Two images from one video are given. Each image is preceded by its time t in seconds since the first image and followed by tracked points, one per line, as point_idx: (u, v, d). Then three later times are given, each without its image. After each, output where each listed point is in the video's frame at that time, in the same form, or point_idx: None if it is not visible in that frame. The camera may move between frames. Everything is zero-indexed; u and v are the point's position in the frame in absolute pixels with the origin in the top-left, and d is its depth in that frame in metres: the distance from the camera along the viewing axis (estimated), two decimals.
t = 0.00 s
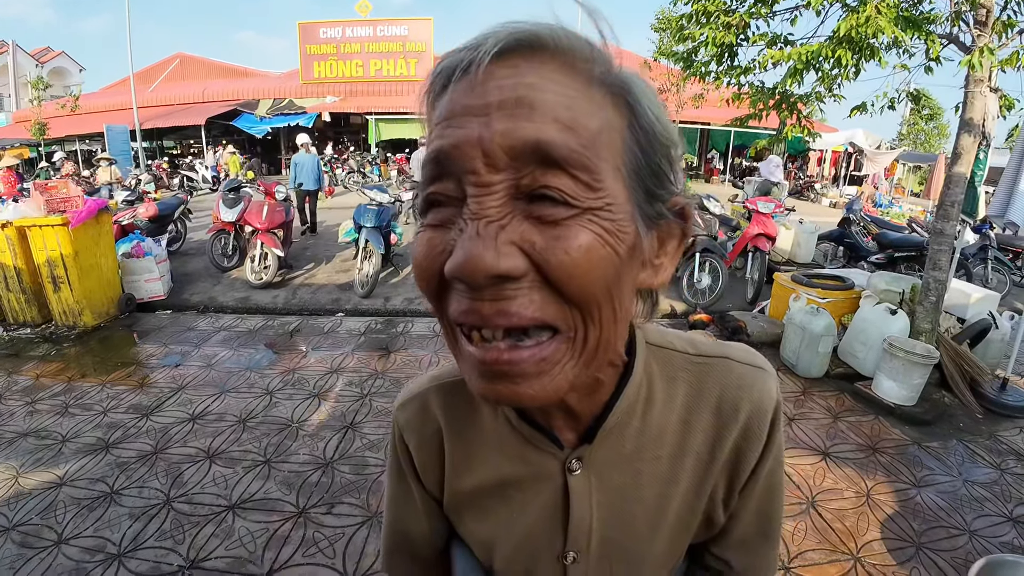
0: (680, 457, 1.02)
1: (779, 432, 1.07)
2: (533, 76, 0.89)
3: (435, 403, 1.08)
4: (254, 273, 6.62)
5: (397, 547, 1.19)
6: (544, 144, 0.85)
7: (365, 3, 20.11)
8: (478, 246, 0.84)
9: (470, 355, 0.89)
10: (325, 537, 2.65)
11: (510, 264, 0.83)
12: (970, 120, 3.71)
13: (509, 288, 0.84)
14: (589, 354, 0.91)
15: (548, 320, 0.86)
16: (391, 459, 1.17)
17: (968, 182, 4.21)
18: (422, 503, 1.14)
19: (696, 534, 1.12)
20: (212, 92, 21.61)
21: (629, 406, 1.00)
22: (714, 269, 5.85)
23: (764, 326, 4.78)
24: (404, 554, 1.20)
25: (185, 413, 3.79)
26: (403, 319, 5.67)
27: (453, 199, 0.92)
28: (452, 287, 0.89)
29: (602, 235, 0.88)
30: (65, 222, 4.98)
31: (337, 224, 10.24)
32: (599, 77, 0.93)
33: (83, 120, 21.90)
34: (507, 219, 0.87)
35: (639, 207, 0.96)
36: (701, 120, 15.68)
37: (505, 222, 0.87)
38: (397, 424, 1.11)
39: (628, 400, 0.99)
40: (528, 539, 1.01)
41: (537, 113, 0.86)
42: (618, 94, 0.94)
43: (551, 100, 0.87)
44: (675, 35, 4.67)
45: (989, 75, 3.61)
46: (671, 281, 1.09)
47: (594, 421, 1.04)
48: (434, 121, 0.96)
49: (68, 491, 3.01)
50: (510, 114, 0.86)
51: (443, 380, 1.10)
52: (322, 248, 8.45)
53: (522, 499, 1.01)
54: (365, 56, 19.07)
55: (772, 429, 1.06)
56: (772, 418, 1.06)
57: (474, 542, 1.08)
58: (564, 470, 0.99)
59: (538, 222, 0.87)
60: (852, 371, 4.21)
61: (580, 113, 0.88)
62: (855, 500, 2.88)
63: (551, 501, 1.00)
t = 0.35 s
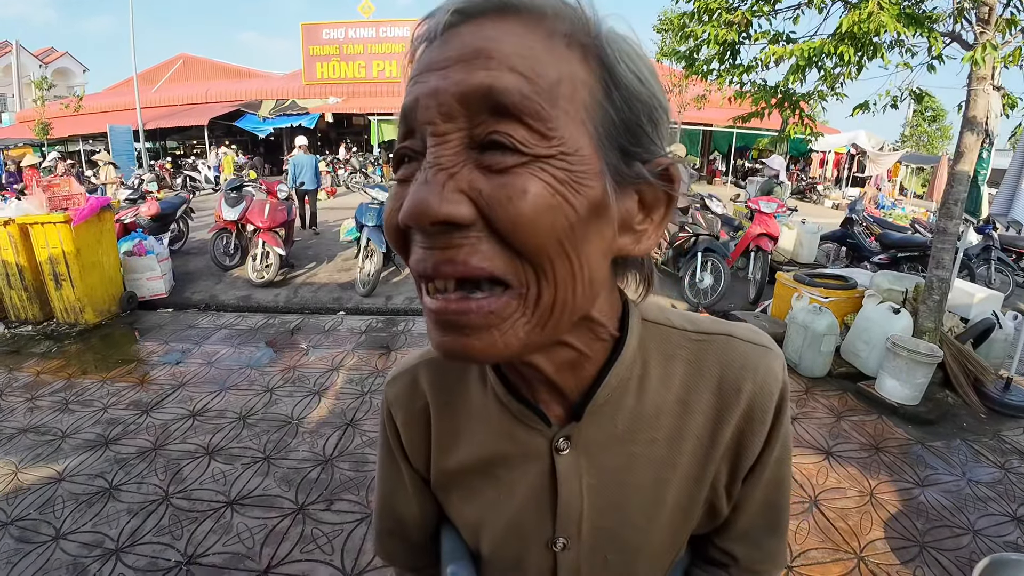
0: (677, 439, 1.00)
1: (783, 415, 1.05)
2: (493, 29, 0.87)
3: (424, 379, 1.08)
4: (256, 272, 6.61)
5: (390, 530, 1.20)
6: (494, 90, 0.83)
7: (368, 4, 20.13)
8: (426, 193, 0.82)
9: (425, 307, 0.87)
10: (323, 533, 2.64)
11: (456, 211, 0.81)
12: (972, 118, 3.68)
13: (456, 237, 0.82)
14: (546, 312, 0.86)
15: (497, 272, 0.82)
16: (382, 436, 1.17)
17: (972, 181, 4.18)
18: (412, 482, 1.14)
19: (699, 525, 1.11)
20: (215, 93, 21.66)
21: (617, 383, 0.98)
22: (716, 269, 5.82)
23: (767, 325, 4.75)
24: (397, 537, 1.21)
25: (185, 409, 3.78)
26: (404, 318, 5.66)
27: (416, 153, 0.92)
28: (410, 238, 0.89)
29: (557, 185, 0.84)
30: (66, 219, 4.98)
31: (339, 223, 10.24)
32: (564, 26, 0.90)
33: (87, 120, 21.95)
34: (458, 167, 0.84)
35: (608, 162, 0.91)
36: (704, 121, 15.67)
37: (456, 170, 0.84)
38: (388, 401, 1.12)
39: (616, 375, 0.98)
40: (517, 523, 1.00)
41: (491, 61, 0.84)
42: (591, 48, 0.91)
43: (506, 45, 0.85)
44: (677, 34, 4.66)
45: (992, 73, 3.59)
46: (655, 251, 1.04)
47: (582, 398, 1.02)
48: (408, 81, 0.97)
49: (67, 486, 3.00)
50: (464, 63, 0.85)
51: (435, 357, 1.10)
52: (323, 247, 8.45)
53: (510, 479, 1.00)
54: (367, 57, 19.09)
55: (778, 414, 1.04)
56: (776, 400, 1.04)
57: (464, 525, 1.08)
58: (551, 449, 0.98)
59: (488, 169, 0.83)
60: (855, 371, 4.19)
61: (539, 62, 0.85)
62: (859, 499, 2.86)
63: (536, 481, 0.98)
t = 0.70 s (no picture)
0: (670, 447, 0.99)
1: (780, 423, 1.04)
2: (466, 24, 0.87)
3: (414, 382, 1.08)
4: (259, 274, 6.62)
5: (382, 534, 1.20)
6: (461, 87, 0.83)
7: (372, 7, 20.19)
8: (397, 193, 0.82)
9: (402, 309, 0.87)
10: (323, 535, 2.63)
11: (425, 211, 0.80)
12: (976, 120, 3.68)
13: (425, 238, 0.81)
14: (519, 314, 0.85)
15: (469, 273, 0.82)
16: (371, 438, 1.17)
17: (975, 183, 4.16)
18: (403, 486, 1.14)
19: (695, 535, 1.10)
20: (219, 96, 21.75)
21: (607, 389, 0.97)
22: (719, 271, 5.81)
23: (769, 328, 4.73)
24: (389, 541, 1.21)
25: (187, 411, 3.78)
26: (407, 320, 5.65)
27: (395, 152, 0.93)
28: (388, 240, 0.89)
29: (529, 183, 0.82)
30: (70, 221, 5.00)
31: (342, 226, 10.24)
32: (540, 18, 0.89)
33: (92, 123, 22.05)
34: (429, 167, 0.84)
35: (589, 160, 0.89)
36: (707, 124, 15.66)
37: (427, 169, 0.84)
38: (378, 404, 1.11)
39: (603, 382, 0.97)
40: (507, 529, 1.00)
41: (464, 57, 0.84)
42: (571, 39, 0.90)
43: (478, 39, 0.85)
44: (679, 37, 4.66)
45: (995, 75, 3.58)
46: (646, 251, 1.02)
47: (571, 403, 1.01)
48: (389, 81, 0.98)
49: (68, 487, 3.00)
50: (434, 61, 0.85)
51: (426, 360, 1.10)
52: (326, 249, 8.46)
53: (499, 485, 1.00)
54: (371, 60, 19.14)
55: (776, 422, 1.03)
56: (774, 408, 1.02)
57: (454, 530, 1.08)
58: (540, 456, 0.97)
59: (458, 168, 0.83)
60: (858, 374, 4.16)
61: (514, 56, 0.84)
62: (862, 503, 2.84)
63: (525, 487, 0.98)
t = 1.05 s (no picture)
0: (680, 441, 0.99)
1: (789, 418, 1.04)
2: (485, 14, 0.88)
3: (423, 375, 1.08)
4: (261, 276, 6.64)
5: (388, 532, 1.20)
6: (482, 74, 0.84)
7: (375, 11, 20.26)
8: (415, 179, 0.83)
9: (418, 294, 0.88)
10: (325, 536, 2.63)
11: (442, 196, 0.81)
12: (978, 122, 3.68)
13: (442, 224, 0.82)
14: (533, 303, 0.85)
15: (485, 260, 0.82)
16: (378, 432, 1.17)
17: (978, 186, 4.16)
18: (410, 481, 1.13)
19: (700, 533, 1.10)
20: (222, 99, 21.85)
21: (618, 383, 0.97)
22: (721, 274, 5.80)
23: (772, 330, 4.73)
24: (394, 539, 1.21)
25: (190, 412, 3.79)
26: (409, 322, 5.65)
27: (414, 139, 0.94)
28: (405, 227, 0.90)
29: (549, 173, 0.83)
30: (74, 223, 5.02)
31: (344, 228, 10.27)
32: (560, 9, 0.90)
33: (96, 126, 22.15)
34: (447, 153, 0.85)
35: (608, 152, 0.90)
36: (709, 127, 15.66)
37: (445, 156, 0.84)
38: (385, 398, 1.11)
39: (614, 375, 0.97)
40: (516, 523, 1.00)
41: (484, 45, 0.85)
42: (590, 32, 0.91)
43: (499, 29, 0.86)
44: (681, 40, 4.67)
45: (997, 77, 3.58)
46: (660, 244, 1.03)
47: (582, 397, 1.02)
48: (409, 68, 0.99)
49: (71, 487, 3.01)
50: (456, 48, 0.86)
51: (435, 354, 1.10)
52: (329, 252, 8.47)
53: (509, 479, 1.00)
54: (374, 63, 19.20)
55: (785, 418, 1.03)
56: (783, 403, 1.03)
57: (462, 526, 1.08)
58: (551, 449, 0.97)
59: (475, 155, 0.83)
60: (862, 376, 4.15)
61: (533, 46, 0.85)
62: (866, 505, 2.83)
63: (535, 482, 0.98)
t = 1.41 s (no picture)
0: (679, 453, 0.99)
1: (787, 429, 1.04)
2: (526, 20, 0.90)
3: (423, 388, 1.08)
4: (261, 280, 6.64)
5: (386, 543, 1.19)
6: (533, 81, 0.85)
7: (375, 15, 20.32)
8: (458, 183, 0.81)
9: (444, 306, 0.83)
10: (324, 542, 2.62)
11: (492, 203, 0.80)
12: (977, 125, 3.69)
13: (487, 232, 0.80)
14: (572, 314, 0.86)
15: (527, 269, 0.81)
16: (375, 445, 1.16)
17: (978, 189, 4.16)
18: (409, 493, 1.13)
19: (696, 544, 1.10)
20: (223, 103, 21.91)
21: (620, 396, 0.97)
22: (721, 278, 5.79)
23: (772, 334, 4.73)
24: (392, 550, 1.21)
25: (189, 417, 3.78)
26: (408, 326, 5.65)
27: (438, 143, 0.93)
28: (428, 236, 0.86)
29: (593, 182, 0.86)
30: (74, 227, 5.02)
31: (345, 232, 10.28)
32: (592, 24, 0.95)
33: (97, 130, 22.19)
34: (491, 158, 0.84)
35: (636, 166, 0.95)
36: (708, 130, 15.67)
37: (489, 161, 0.84)
38: (383, 412, 1.11)
39: (619, 388, 0.97)
40: (515, 536, 1.00)
41: (527, 53, 0.87)
42: (616, 49, 0.96)
43: (541, 38, 0.88)
44: (680, 44, 4.68)
45: (996, 80, 3.58)
46: (668, 254, 1.07)
47: (585, 409, 1.01)
48: (426, 68, 0.97)
49: (70, 492, 3.00)
50: (502, 52, 0.87)
51: (433, 365, 1.10)
52: (328, 256, 8.47)
53: (510, 491, 0.99)
54: (374, 67, 19.26)
55: (782, 430, 1.03)
56: (781, 414, 1.03)
57: (461, 538, 1.08)
58: (552, 462, 0.97)
59: (522, 161, 0.84)
60: (862, 381, 4.15)
61: (576, 58, 0.89)
62: (866, 510, 2.82)
63: (536, 494, 0.97)
